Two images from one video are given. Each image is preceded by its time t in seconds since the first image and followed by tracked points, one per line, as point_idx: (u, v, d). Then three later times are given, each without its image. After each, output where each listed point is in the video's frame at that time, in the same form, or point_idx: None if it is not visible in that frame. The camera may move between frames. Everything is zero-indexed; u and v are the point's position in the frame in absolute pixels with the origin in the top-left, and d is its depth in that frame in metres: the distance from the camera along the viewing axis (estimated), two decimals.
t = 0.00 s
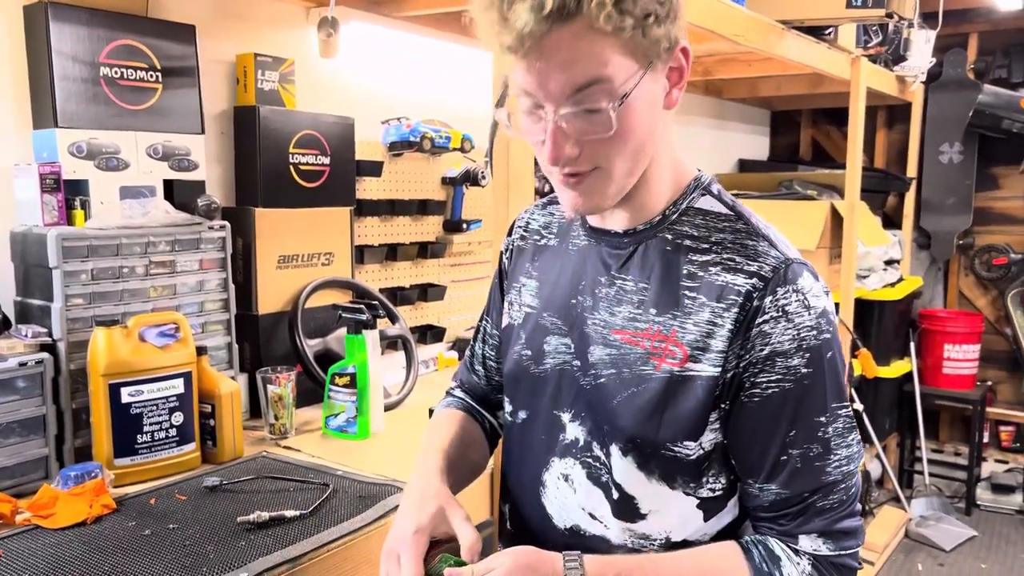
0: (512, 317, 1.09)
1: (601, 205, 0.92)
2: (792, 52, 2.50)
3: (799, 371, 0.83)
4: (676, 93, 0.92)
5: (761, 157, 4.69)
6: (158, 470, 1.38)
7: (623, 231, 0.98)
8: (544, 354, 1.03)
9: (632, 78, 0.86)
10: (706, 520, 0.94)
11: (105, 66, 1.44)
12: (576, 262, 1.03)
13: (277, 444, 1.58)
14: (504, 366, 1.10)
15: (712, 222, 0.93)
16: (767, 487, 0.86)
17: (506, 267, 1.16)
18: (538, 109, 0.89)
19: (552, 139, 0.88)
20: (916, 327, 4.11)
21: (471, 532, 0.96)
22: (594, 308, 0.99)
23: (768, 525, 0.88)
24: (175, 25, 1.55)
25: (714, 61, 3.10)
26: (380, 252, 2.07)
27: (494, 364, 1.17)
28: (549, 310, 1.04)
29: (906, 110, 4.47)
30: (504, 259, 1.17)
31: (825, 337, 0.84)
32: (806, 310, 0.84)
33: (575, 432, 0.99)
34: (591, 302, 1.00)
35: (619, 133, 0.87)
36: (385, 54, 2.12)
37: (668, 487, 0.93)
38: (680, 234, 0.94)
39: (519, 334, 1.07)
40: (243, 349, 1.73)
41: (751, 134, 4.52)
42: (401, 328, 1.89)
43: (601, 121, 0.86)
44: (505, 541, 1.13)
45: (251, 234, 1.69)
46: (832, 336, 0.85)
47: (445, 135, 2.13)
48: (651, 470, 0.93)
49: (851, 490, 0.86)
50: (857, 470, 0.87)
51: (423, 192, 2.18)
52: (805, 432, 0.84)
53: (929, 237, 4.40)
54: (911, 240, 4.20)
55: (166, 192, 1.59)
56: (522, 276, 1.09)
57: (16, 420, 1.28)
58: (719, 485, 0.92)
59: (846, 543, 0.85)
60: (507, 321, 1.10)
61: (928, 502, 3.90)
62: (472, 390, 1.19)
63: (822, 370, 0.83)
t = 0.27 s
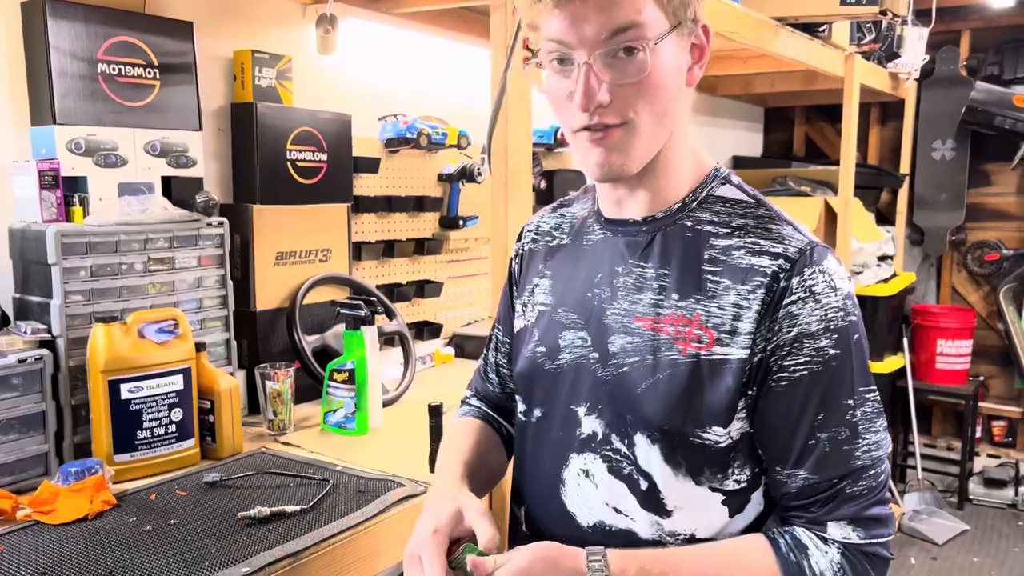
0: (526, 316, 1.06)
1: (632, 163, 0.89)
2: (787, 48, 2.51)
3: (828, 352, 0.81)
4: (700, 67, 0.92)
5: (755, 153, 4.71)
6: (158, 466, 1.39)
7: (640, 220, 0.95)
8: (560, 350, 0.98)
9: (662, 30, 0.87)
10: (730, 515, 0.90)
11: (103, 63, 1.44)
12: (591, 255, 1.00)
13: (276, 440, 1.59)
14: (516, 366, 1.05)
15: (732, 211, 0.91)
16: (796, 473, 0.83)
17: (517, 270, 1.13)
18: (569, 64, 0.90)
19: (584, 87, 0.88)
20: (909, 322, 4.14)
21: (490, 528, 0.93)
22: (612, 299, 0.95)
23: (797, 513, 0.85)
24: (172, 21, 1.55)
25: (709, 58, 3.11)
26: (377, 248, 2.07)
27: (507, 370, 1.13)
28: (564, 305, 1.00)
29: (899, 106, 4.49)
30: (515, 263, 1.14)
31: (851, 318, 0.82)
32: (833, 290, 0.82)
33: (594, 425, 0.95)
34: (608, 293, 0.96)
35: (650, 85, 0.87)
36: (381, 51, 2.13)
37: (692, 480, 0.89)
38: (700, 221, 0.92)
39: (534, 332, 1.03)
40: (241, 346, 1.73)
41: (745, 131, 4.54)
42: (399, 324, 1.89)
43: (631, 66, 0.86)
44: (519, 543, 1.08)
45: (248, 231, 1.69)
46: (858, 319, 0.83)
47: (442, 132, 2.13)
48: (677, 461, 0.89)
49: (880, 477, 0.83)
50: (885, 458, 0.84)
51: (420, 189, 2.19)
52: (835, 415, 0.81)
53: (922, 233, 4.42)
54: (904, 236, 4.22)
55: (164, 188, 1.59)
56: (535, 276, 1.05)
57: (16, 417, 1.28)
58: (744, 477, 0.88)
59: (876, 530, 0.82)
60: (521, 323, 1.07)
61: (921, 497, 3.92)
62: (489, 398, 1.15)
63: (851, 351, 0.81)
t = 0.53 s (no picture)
0: (544, 322, 1.02)
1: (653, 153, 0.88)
2: (782, 46, 2.53)
3: (866, 335, 0.78)
4: (710, 57, 0.92)
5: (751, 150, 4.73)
6: (158, 462, 1.39)
7: (663, 215, 0.93)
8: (582, 350, 0.95)
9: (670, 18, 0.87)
10: (767, 511, 0.86)
11: (102, 60, 1.45)
12: (613, 255, 0.97)
13: (276, 436, 1.59)
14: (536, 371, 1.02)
15: (757, 201, 0.89)
16: (834, 460, 0.80)
17: (531, 281, 1.10)
18: (581, 60, 0.90)
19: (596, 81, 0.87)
20: (904, 319, 4.16)
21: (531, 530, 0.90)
22: (639, 295, 0.92)
23: (840, 502, 0.81)
24: (171, 18, 1.56)
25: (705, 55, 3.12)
26: (375, 245, 2.08)
27: (528, 383, 1.11)
28: (586, 306, 0.97)
29: (893, 104, 4.51)
30: (528, 274, 1.11)
31: (884, 299, 0.80)
32: (867, 272, 0.80)
33: (623, 423, 0.91)
34: (633, 290, 0.93)
35: (661, 74, 0.86)
36: (380, 48, 2.13)
37: (735, 476, 0.85)
38: (725, 212, 0.89)
39: (553, 335, 1.00)
40: (241, 342, 1.74)
41: (741, 128, 4.55)
42: (398, 321, 1.90)
43: (639, 60, 0.86)
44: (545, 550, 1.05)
45: (248, 228, 1.70)
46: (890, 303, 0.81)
47: (440, 130, 2.13)
48: (718, 457, 0.84)
49: (920, 462, 0.80)
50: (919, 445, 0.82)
51: (418, 186, 2.19)
52: (876, 398, 0.78)
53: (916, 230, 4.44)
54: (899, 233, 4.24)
55: (163, 185, 1.59)
56: (552, 281, 1.02)
57: (17, 414, 1.28)
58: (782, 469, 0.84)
59: (919, 516, 0.79)
60: (538, 330, 1.04)
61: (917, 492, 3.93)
62: (514, 412, 1.13)
63: (887, 333, 0.79)
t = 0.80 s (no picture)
0: (563, 319, 1.05)
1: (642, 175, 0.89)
2: (779, 43, 2.54)
3: (873, 350, 0.76)
4: (711, 59, 0.86)
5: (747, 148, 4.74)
6: (161, 458, 1.40)
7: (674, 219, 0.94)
8: (596, 350, 0.97)
9: (650, 36, 0.83)
10: (773, 515, 0.86)
11: (103, 58, 1.45)
12: (628, 255, 0.99)
13: (277, 432, 1.60)
14: (555, 367, 1.05)
15: (769, 207, 0.88)
16: (840, 476, 0.79)
17: (556, 272, 1.13)
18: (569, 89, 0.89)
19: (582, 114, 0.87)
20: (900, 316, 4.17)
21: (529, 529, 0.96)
22: (649, 298, 0.94)
23: (844, 516, 0.80)
24: (171, 16, 1.56)
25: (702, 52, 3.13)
26: (374, 243, 2.09)
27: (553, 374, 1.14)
28: (601, 306, 0.99)
29: (889, 101, 4.53)
30: (554, 265, 1.13)
31: (897, 313, 0.78)
32: (877, 285, 0.78)
33: (634, 426, 0.93)
34: (644, 293, 0.95)
35: (647, 98, 0.84)
36: (379, 45, 2.13)
37: (734, 480, 0.86)
38: (737, 218, 0.89)
39: (570, 333, 1.02)
40: (241, 339, 1.74)
41: (737, 125, 4.56)
42: (397, 318, 1.90)
43: (618, 89, 0.84)
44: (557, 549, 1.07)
45: (248, 225, 1.70)
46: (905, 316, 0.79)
47: (438, 127, 2.14)
48: (718, 462, 0.86)
49: (932, 479, 0.78)
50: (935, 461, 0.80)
51: (417, 183, 2.20)
52: (882, 415, 0.77)
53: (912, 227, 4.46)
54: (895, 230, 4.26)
55: (163, 183, 1.60)
56: (572, 277, 1.05)
57: (19, 410, 1.29)
58: (788, 480, 0.85)
59: (929, 536, 0.77)
60: (559, 325, 1.06)
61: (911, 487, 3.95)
62: (541, 400, 1.16)
63: (899, 349, 0.77)
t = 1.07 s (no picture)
0: (564, 305, 1.08)
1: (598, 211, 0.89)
2: (779, 40, 2.55)
3: (800, 372, 0.75)
4: (644, 85, 0.81)
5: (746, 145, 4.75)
6: (163, 452, 1.41)
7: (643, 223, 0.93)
8: (586, 341, 1.00)
9: (567, 89, 0.80)
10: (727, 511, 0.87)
11: (106, 53, 1.46)
12: (615, 249, 1.00)
13: (279, 427, 1.61)
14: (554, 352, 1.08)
15: (726, 215, 0.85)
16: (766, 487, 0.80)
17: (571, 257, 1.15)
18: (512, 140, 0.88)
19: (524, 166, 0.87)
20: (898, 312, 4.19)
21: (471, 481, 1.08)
22: (623, 296, 0.96)
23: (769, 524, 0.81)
24: (173, 12, 1.57)
25: (701, 49, 3.14)
26: (375, 239, 2.10)
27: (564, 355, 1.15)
28: (592, 297, 1.02)
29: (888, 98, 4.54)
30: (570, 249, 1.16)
31: (835, 336, 0.75)
32: (810, 306, 0.76)
33: (612, 418, 0.95)
34: (621, 289, 0.97)
35: (577, 145, 0.82)
36: (380, 41, 2.14)
37: (680, 481, 0.88)
38: (702, 226, 0.87)
39: (568, 323, 1.05)
40: (243, 334, 1.75)
41: (736, 122, 4.57)
42: (398, 313, 1.92)
43: (547, 145, 0.83)
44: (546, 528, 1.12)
45: (250, 221, 1.71)
46: (848, 338, 0.76)
47: (439, 123, 2.16)
48: (664, 462, 0.89)
49: (863, 502, 0.77)
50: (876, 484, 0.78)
51: (418, 179, 2.21)
52: (807, 435, 0.76)
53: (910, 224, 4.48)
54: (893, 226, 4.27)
55: (166, 178, 1.60)
56: (576, 266, 1.08)
57: (24, 405, 1.30)
58: (736, 483, 0.86)
59: (852, 560, 0.76)
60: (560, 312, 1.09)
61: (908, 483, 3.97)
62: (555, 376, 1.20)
63: (831, 372, 0.75)
